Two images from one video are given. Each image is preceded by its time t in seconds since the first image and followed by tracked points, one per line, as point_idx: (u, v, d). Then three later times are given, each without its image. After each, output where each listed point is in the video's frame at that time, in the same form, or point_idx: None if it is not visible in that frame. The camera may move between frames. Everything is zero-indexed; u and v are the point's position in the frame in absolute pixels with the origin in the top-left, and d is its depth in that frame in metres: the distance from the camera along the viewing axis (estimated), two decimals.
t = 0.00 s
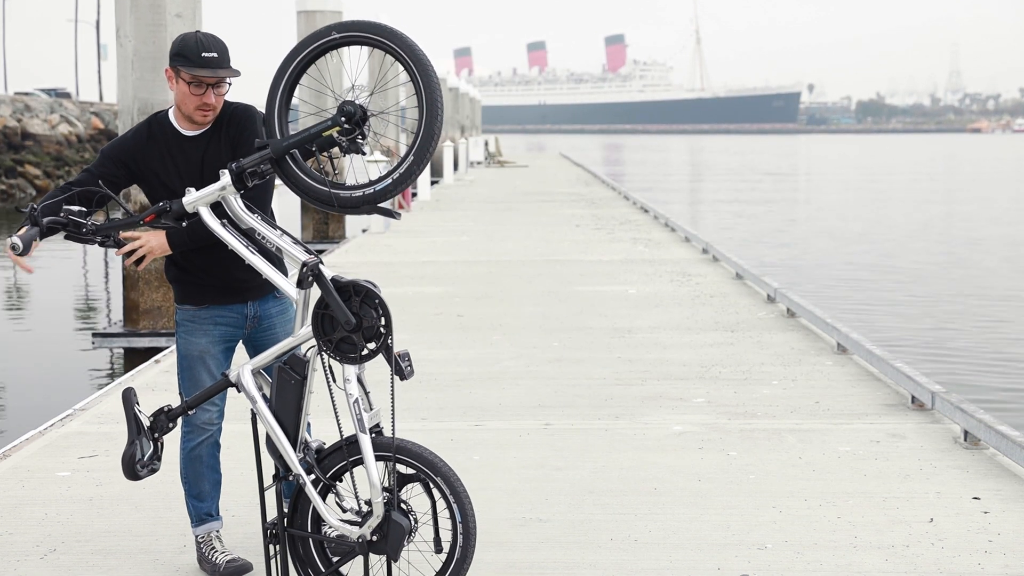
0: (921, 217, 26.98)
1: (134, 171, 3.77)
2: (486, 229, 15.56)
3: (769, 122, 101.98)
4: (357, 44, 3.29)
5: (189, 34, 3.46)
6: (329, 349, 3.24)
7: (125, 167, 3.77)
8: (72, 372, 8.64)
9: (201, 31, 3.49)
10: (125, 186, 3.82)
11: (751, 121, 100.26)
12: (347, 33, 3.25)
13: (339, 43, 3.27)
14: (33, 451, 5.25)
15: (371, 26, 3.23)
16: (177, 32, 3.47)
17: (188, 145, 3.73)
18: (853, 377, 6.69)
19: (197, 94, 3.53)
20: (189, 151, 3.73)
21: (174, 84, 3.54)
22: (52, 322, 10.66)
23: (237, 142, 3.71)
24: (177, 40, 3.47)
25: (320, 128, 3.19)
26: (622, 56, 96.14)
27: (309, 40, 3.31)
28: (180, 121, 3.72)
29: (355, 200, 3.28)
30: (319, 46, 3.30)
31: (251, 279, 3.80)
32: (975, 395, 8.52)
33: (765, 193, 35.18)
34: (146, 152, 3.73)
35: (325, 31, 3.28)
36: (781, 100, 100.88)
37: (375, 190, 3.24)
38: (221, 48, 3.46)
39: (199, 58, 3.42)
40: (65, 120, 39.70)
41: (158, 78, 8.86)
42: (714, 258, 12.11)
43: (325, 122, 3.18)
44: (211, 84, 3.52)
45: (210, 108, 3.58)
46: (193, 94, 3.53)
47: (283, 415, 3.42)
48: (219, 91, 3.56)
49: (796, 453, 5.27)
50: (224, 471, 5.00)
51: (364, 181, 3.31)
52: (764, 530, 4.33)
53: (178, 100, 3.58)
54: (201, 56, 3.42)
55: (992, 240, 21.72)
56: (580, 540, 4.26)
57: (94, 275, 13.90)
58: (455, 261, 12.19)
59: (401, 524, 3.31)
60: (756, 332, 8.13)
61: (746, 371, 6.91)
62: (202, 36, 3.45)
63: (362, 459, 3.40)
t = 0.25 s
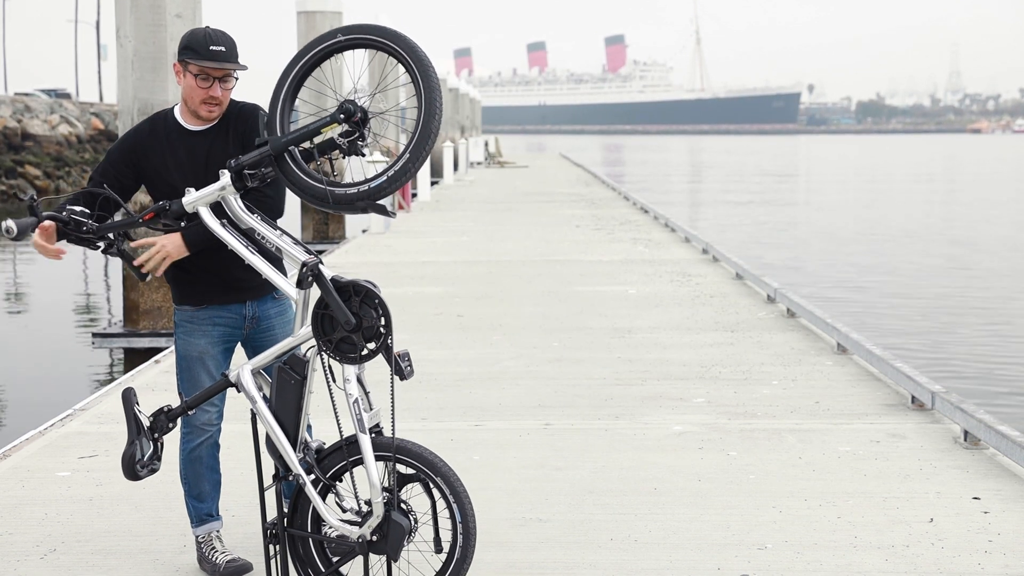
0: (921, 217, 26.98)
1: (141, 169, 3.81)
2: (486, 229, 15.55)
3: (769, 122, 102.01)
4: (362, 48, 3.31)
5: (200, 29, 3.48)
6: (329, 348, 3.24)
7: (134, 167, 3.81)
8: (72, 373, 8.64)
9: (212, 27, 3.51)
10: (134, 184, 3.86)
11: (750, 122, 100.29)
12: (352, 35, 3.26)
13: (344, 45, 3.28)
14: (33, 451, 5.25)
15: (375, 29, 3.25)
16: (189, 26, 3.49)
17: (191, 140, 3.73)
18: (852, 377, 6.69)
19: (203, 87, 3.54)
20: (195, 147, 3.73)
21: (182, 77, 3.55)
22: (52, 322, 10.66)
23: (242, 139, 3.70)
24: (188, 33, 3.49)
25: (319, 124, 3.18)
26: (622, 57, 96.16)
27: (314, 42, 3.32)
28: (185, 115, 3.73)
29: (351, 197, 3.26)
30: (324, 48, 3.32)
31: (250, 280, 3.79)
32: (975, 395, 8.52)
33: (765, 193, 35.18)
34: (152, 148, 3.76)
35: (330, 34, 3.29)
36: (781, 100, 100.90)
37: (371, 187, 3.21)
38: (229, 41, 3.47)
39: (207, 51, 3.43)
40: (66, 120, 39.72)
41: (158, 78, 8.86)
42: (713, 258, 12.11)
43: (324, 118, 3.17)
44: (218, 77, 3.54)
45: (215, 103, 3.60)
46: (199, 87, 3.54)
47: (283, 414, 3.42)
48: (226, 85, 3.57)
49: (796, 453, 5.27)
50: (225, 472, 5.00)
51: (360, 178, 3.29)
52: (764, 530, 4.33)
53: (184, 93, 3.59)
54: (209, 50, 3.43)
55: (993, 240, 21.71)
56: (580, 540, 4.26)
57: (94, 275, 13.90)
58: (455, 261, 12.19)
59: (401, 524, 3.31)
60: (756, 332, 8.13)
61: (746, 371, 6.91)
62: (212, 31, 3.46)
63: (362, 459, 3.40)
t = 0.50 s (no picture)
0: (920, 217, 26.99)
1: (148, 168, 3.83)
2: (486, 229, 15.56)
3: (769, 123, 102.04)
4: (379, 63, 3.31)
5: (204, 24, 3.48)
6: (330, 348, 3.23)
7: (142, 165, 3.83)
8: (72, 373, 8.64)
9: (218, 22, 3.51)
10: (141, 184, 3.87)
11: (750, 122, 100.31)
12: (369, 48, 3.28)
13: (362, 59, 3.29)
14: (33, 451, 5.25)
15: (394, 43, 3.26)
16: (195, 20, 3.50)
17: (201, 136, 3.77)
18: (852, 377, 6.69)
19: (205, 82, 3.56)
20: (205, 143, 3.77)
21: (186, 70, 3.57)
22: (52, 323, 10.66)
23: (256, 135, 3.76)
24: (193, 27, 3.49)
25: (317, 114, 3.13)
26: (622, 57, 96.18)
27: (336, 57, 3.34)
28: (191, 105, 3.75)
29: (334, 182, 3.12)
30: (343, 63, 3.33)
31: (249, 279, 3.79)
32: (974, 395, 8.52)
33: (764, 193, 35.19)
34: (158, 147, 3.78)
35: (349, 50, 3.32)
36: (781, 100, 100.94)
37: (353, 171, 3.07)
38: (233, 39, 3.47)
39: (209, 48, 3.44)
40: (65, 121, 39.75)
41: (158, 78, 8.86)
42: (713, 258, 12.11)
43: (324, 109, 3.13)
44: (220, 73, 3.55)
45: (218, 97, 3.62)
46: (201, 81, 3.56)
47: (283, 414, 3.42)
48: (227, 81, 3.59)
49: (796, 453, 5.27)
50: (225, 472, 5.01)
51: (349, 167, 3.16)
52: (764, 530, 4.33)
53: (187, 85, 3.61)
54: (210, 47, 3.43)
55: (992, 241, 21.72)
56: (580, 540, 4.26)
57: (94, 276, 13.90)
58: (454, 261, 12.19)
59: (401, 524, 3.30)
60: (756, 332, 8.14)
61: (745, 371, 6.91)
62: (216, 27, 3.46)
63: (362, 459, 3.40)
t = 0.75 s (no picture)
0: (920, 217, 27.00)
1: (160, 167, 3.83)
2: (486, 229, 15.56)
3: (769, 123, 102.06)
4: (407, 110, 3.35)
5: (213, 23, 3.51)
6: (330, 347, 3.24)
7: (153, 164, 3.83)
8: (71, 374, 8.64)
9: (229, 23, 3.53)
10: (154, 182, 3.87)
11: (750, 122, 100.33)
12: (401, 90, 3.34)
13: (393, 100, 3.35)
14: (33, 451, 5.25)
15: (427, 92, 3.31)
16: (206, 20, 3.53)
17: (215, 135, 3.78)
18: (852, 377, 6.69)
19: (211, 81, 3.57)
20: (221, 142, 3.78)
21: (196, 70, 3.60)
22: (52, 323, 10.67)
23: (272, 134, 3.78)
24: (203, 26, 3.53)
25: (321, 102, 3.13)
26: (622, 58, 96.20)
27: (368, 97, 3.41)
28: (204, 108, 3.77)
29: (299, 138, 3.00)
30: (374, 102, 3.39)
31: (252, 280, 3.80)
32: (975, 395, 8.52)
33: (764, 194, 35.20)
34: (170, 145, 3.79)
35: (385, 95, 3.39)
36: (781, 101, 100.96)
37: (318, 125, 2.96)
38: (239, 37, 3.48)
39: (213, 45, 3.46)
40: (66, 121, 39.79)
41: (158, 79, 8.87)
42: (713, 259, 12.12)
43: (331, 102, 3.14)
44: (226, 72, 3.55)
45: (224, 97, 3.62)
46: (207, 80, 3.57)
47: (283, 414, 3.42)
48: (233, 81, 3.58)
49: (796, 453, 5.27)
50: (225, 472, 5.01)
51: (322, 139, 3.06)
52: (763, 530, 4.33)
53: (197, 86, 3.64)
54: (214, 43, 3.45)
55: (992, 241, 21.72)
56: (580, 540, 4.26)
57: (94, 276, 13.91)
58: (455, 261, 12.20)
59: (401, 523, 3.31)
60: (756, 332, 8.14)
61: (745, 371, 6.91)
62: (223, 26, 3.48)
63: (362, 459, 3.40)
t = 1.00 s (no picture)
0: (919, 217, 27.03)
1: (183, 168, 3.83)
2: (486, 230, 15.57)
3: (769, 123, 102.09)
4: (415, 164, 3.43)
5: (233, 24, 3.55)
6: (331, 347, 3.24)
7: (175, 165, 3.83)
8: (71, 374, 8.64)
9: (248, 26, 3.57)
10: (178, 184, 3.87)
11: (750, 123, 100.35)
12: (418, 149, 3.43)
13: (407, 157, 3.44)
14: (33, 451, 5.25)
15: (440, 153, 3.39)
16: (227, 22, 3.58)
17: (240, 136, 3.78)
18: (852, 377, 6.70)
19: (228, 82, 3.60)
20: (246, 143, 3.78)
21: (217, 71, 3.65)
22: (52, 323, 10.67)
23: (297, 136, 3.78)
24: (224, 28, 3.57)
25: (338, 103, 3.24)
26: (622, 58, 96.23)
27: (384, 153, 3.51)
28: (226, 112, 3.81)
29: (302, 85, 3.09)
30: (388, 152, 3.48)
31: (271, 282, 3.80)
32: (974, 396, 8.53)
33: (764, 194, 35.22)
34: (195, 146, 3.79)
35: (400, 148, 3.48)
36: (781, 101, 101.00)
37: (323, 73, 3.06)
38: (255, 38, 3.51)
39: (230, 44, 3.49)
40: (66, 122, 39.85)
41: (159, 79, 8.87)
42: (713, 259, 12.12)
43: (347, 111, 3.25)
44: (243, 73, 3.58)
45: (242, 98, 3.65)
46: (225, 81, 3.61)
47: (285, 413, 3.42)
48: (250, 82, 3.61)
49: (796, 453, 5.27)
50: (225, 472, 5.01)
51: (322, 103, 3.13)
52: (763, 530, 4.33)
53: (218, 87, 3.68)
54: (230, 42, 3.49)
55: (992, 241, 21.73)
56: (580, 540, 4.26)
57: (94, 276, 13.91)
58: (455, 261, 12.20)
59: (401, 523, 3.31)
60: (756, 332, 8.15)
61: (745, 371, 6.91)
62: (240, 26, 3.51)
63: (363, 459, 3.40)
